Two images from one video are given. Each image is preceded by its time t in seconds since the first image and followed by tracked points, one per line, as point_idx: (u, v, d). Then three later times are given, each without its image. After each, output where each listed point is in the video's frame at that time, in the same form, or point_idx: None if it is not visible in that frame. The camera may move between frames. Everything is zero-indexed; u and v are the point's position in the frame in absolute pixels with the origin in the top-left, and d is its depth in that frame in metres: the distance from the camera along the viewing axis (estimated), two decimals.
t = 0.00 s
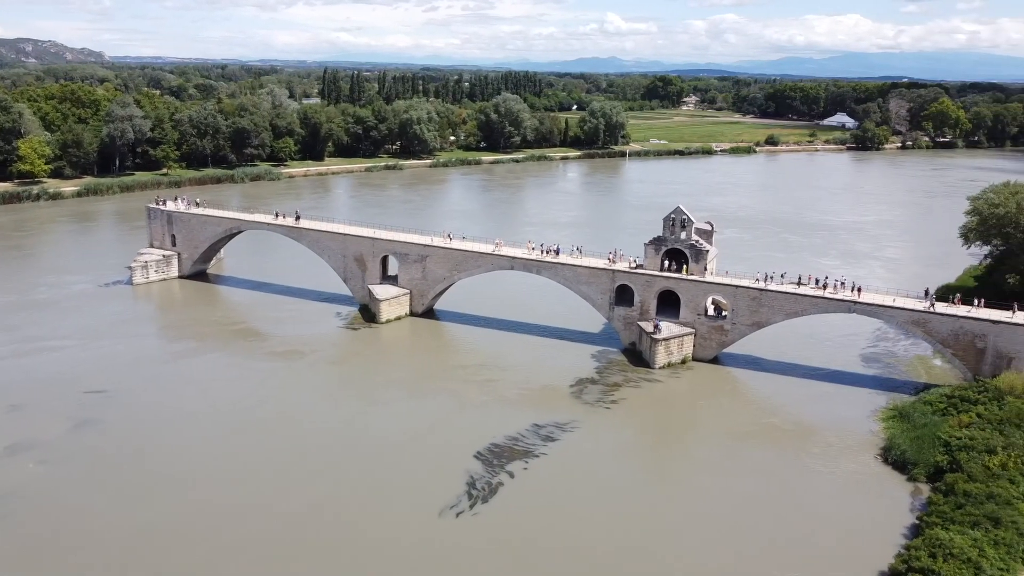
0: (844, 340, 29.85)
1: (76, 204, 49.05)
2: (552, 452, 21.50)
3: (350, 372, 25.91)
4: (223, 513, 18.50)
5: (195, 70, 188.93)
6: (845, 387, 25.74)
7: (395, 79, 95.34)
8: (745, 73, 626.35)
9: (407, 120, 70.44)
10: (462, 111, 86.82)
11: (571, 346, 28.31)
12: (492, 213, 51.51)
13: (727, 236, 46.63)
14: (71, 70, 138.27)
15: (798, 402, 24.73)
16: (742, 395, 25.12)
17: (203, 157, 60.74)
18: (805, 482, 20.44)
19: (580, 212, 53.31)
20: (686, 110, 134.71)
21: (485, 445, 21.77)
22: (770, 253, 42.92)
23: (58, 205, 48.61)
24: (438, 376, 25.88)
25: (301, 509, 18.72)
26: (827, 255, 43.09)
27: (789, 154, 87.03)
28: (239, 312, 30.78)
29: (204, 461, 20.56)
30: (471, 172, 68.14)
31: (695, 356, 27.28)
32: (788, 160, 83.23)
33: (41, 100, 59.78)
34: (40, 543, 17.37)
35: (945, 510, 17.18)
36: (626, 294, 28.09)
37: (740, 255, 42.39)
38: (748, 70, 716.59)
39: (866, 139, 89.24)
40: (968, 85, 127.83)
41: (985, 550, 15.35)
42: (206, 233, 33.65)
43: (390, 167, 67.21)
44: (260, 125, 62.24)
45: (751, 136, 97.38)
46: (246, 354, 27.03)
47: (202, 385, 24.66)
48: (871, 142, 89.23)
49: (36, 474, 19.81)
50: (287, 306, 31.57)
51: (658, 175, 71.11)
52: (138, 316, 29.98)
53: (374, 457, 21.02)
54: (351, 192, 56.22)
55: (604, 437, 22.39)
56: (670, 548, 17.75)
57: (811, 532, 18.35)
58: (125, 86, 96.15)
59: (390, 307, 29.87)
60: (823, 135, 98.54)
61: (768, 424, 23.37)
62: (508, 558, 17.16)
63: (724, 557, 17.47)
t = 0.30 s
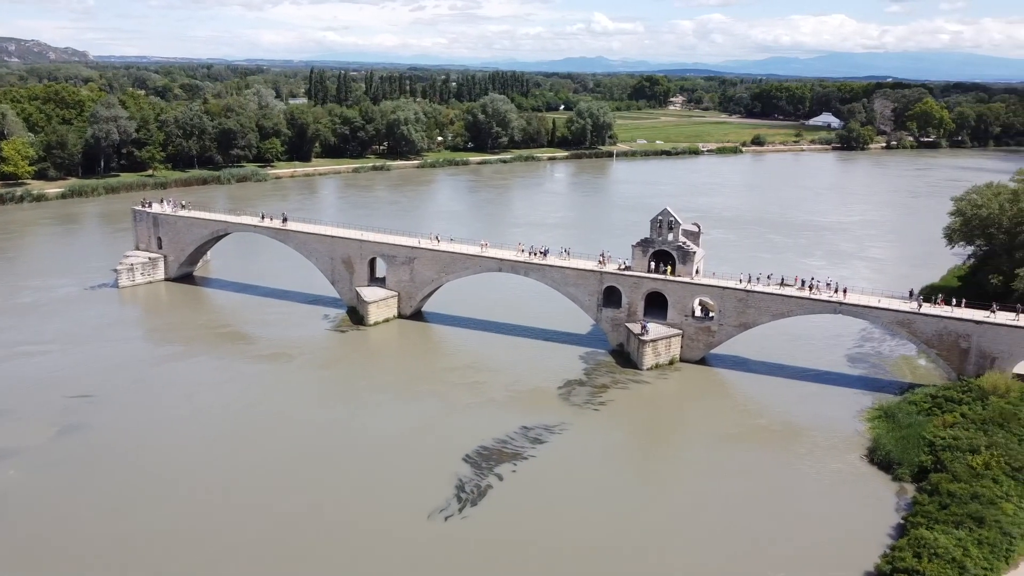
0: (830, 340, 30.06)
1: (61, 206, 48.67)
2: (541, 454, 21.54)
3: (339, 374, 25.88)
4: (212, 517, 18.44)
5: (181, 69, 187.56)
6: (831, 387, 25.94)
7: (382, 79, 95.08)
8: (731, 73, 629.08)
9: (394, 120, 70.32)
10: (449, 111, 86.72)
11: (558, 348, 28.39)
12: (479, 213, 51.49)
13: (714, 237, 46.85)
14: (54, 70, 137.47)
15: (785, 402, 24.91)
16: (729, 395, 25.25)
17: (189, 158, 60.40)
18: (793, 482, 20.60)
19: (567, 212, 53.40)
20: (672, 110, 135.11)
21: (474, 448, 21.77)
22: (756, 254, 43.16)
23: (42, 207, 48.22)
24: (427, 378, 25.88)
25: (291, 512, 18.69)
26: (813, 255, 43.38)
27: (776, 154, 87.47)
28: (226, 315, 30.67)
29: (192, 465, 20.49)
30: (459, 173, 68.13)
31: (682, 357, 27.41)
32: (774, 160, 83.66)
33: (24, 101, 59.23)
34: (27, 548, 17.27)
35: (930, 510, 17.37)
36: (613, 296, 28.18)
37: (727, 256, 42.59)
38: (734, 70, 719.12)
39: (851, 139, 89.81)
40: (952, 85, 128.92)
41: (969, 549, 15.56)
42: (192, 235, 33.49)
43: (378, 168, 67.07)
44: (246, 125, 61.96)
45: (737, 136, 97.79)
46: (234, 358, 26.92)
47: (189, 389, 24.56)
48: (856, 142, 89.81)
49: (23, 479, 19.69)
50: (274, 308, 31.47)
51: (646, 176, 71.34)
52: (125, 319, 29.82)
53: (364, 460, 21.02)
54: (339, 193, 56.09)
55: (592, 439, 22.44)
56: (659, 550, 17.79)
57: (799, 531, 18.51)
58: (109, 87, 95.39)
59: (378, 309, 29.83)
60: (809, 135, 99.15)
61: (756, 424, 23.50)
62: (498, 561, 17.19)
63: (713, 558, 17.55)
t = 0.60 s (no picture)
0: (814, 341, 30.30)
1: (42, 209, 48.20)
2: (527, 457, 21.56)
3: (324, 377, 25.82)
4: (198, 523, 18.34)
5: (164, 70, 186.28)
6: (815, 388, 26.15)
7: (367, 80, 94.81)
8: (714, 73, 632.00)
9: (379, 121, 70.18)
10: (434, 112, 86.62)
11: (544, 350, 28.46)
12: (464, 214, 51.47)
13: (699, 238, 47.11)
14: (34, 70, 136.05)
15: (769, 403, 25.08)
16: (714, 397, 25.38)
17: (172, 160, 59.97)
18: (777, 482, 20.77)
19: (553, 213, 53.51)
20: (657, 110, 135.56)
21: (461, 451, 21.76)
22: (741, 255, 43.41)
23: (23, 210, 47.74)
24: (413, 382, 25.87)
25: (277, 517, 18.63)
26: (797, 255, 43.69)
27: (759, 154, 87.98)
28: (211, 318, 30.51)
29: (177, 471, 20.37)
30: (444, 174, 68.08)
31: (668, 358, 27.54)
32: (758, 160, 84.11)
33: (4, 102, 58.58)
34: (10, 556, 17.12)
35: (912, 509, 17.58)
36: (599, 298, 28.27)
37: (712, 256, 42.82)
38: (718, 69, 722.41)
39: (834, 139, 90.47)
40: (932, 85, 130.19)
41: (951, 549, 15.75)
42: (176, 238, 33.29)
43: (363, 169, 66.89)
44: (230, 126, 61.61)
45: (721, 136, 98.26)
46: (220, 361, 26.78)
47: (174, 394, 24.41)
48: (838, 142, 90.50)
49: (5, 486, 19.50)
50: (259, 311, 31.33)
51: (631, 176, 71.57)
52: (108, 324, 29.58)
53: (350, 464, 20.98)
54: (324, 194, 55.90)
55: (579, 441, 22.48)
56: (646, 551, 17.88)
57: (783, 531, 18.67)
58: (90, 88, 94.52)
59: (364, 312, 29.76)
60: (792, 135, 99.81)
61: (741, 425, 23.66)
62: (485, 563, 17.24)
63: (699, 558, 17.67)
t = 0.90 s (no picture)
0: (804, 342, 30.43)
1: (30, 211, 47.87)
2: (519, 459, 21.57)
3: (315, 380, 25.77)
4: (188, 528, 18.26)
5: (153, 70, 185.49)
6: (805, 389, 26.27)
7: (357, 80, 94.59)
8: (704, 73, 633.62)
9: (370, 122, 70.06)
10: (424, 112, 86.52)
11: (536, 352, 28.48)
12: (455, 216, 51.45)
13: (690, 238, 47.25)
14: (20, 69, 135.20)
15: (760, 404, 25.17)
16: (705, 398, 25.46)
17: (161, 161, 59.67)
18: (767, 483, 20.86)
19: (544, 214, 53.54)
20: (647, 109, 135.86)
21: (452, 454, 21.74)
22: (731, 255, 43.55)
23: (11, 212, 47.40)
24: (404, 384, 25.84)
25: (268, 521, 18.59)
26: (787, 256, 43.87)
27: (749, 155, 88.33)
28: (201, 321, 30.39)
29: (167, 475, 20.29)
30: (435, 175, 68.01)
31: (659, 360, 27.61)
32: (747, 160, 84.34)
33: None
34: None
35: (901, 510, 17.70)
36: (590, 299, 28.33)
37: (702, 257, 42.94)
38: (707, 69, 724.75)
39: (823, 139, 90.92)
40: (920, 85, 131.05)
41: (939, 549, 15.87)
42: (165, 241, 33.16)
43: (353, 170, 66.79)
44: (219, 128, 61.36)
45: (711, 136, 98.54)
46: (210, 365, 26.69)
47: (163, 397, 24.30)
48: (827, 142, 90.95)
49: None
50: (250, 314, 31.22)
51: (621, 177, 71.66)
52: (97, 327, 29.42)
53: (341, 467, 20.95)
54: (314, 195, 55.75)
55: (570, 444, 22.51)
56: (637, 553, 17.92)
57: (773, 532, 18.76)
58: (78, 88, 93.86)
59: (355, 314, 29.71)
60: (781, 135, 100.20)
61: (731, 426, 23.76)
62: (477, 567, 17.25)
63: (690, 559, 17.73)
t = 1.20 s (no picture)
0: (795, 344, 30.55)
1: (19, 213, 47.56)
2: (511, 463, 21.56)
3: (306, 384, 25.73)
4: (178, 533, 18.21)
5: (144, 70, 184.88)
6: (796, 390, 26.38)
7: (348, 80, 94.38)
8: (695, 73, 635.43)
9: (361, 123, 69.95)
10: (416, 113, 86.43)
11: (528, 354, 28.51)
12: (447, 217, 51.42)
13: (681, 239, 47.36)
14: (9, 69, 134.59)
15: (751, 406, 25.26)
16: (697, 401, 25.53)
17: (151, 162, 59.39)
18: (758, 485, 20.95)
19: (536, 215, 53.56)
20: (638, 109, 136.07)
21: (445, 458, 21.71)
22: (722, 256, 43.65)
23: None
24: (396, 387, 25.81)
25: (259, 525, 18.57)
26: (778, 257, 44.01)
27: (740, 155, 88.65)
28: (192, 325, 30.29)
29: (157, 480, 20.22)
30: (427, 176, 67.96)
31: (650, 362, 27.69)
32: (738, 160, 84.53)
33: None
34: None
35: (891, 512, 17.81)
36: (582, 302, 28.37)
37: (693, 258, 43.02)
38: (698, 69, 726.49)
39: (814, 139, 91.32)
40: (909, 85, 131.68)
41: (930, 552, 15.97)
42: (156, 244, 33.04)
43: (345, 171, 66.70)
44: (210, 129, 61.11)
45: (702, 136, 98.75)
46: (201, 368, 26.60)
47: (154, 401, 24.22)
48: (818, 142, 91.35)
49: None
50: (241, 317, 31.15)
51: (613, 177, 71.75)
52: (87, 331, 29.29)
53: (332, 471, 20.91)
54: (305, 197, 55.62)
55: (563, 447, 22.53)
56: (630, 556, 17.95)
57: (764, 534, 18.83)
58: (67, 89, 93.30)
59: (347, 317, 29.66)
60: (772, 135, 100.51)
61: (723, 428, 23.84)
62: (471, 570, 17.25)
63: (683, 561, 17.80)
